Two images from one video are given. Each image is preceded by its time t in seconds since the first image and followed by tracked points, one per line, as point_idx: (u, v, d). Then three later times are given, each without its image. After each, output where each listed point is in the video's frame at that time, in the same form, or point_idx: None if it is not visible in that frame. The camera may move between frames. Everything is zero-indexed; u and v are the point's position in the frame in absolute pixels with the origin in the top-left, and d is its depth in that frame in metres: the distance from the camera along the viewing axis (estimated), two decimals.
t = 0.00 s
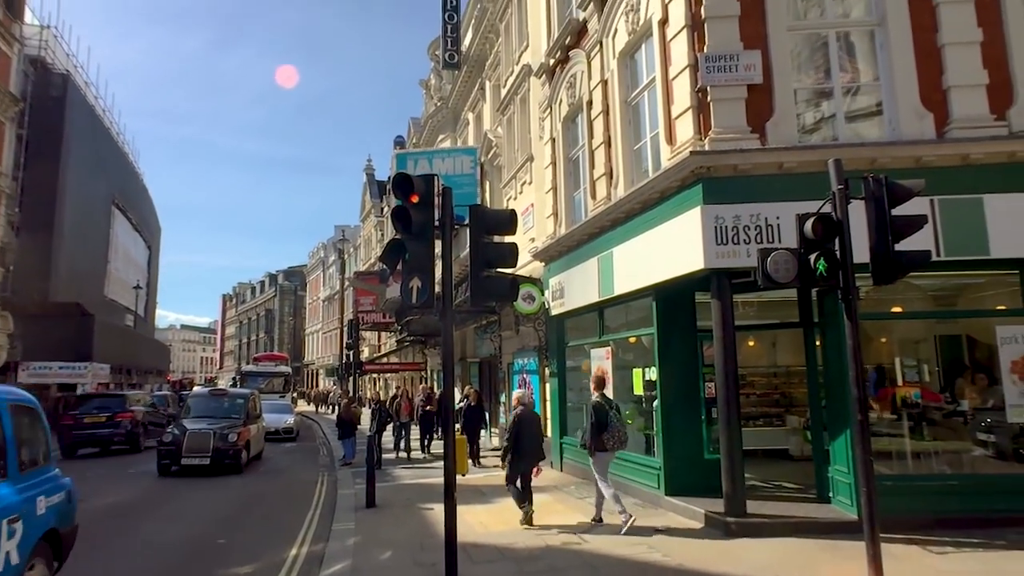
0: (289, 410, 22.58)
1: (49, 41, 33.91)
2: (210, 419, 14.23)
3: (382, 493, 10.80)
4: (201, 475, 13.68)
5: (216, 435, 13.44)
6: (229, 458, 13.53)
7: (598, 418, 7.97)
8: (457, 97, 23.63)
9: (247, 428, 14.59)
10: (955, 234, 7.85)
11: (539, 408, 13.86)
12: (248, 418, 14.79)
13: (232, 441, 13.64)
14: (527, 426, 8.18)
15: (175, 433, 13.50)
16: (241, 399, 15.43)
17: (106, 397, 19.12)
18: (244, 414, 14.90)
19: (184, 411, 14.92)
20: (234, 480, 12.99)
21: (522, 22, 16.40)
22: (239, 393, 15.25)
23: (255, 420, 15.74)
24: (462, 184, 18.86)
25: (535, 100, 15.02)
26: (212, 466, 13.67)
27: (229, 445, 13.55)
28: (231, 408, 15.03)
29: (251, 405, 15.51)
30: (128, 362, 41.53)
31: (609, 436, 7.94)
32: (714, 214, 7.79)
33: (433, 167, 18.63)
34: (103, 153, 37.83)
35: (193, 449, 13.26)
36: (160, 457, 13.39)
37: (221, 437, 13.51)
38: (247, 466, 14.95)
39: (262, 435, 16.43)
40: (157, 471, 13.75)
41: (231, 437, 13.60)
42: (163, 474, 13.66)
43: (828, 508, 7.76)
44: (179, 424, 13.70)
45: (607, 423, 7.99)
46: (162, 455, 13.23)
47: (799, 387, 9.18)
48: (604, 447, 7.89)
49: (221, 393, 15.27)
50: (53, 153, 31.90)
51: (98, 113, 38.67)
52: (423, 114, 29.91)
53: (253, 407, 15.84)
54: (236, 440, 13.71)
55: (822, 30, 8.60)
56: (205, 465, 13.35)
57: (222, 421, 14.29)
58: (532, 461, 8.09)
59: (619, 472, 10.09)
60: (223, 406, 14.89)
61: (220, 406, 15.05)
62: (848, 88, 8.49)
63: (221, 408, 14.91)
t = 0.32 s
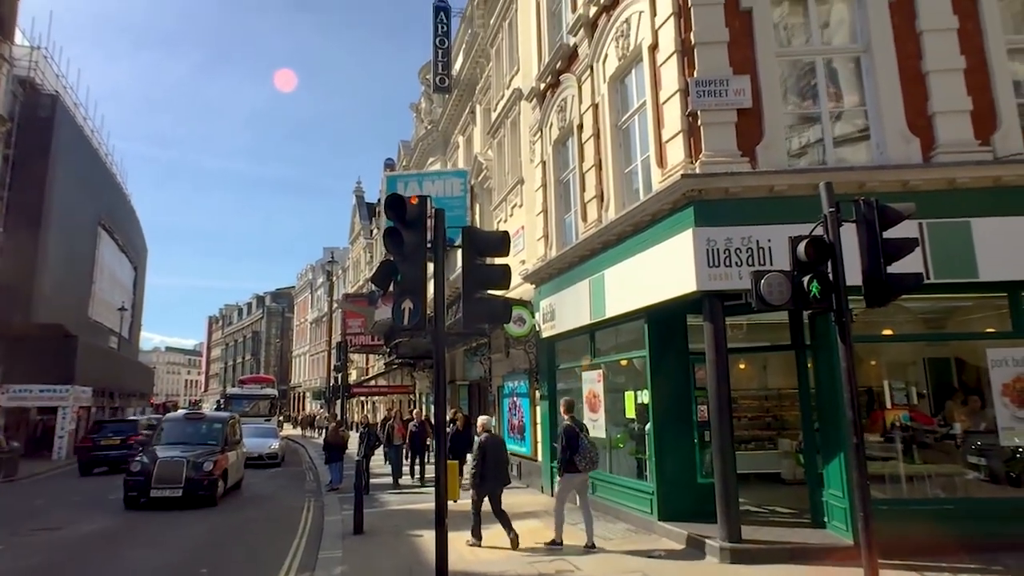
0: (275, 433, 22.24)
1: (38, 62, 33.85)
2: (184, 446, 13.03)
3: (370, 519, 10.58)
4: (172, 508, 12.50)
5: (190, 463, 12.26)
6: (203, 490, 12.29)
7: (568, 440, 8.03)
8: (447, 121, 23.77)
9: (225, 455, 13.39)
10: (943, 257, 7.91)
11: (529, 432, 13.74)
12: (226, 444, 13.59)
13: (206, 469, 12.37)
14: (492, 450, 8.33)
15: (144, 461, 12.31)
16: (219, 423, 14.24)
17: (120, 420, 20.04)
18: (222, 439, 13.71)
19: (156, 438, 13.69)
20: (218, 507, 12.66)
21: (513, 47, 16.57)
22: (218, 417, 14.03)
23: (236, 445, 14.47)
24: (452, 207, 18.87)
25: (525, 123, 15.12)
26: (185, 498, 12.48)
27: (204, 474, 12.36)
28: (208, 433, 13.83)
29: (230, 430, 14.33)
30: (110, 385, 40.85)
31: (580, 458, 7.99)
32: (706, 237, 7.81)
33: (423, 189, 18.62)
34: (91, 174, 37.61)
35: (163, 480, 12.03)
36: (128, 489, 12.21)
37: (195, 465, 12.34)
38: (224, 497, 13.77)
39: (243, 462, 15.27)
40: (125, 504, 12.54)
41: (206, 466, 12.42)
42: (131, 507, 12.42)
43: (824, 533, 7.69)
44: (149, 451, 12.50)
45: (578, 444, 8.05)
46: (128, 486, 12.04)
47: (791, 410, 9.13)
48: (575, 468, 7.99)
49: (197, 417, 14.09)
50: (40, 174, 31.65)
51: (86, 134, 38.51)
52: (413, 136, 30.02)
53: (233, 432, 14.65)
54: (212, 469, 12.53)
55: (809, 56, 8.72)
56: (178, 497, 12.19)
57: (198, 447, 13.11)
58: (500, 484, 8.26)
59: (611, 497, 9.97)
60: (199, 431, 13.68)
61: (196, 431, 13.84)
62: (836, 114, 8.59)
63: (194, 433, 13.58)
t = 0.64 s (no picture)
0: (256, 462, 21.81)
1: (23, 84, 33.70)
2: (149, 478, 11.68)
3: (353, 550, 10.36)
4: (134, 549, 10.95)
5: (155, 497, 10.85)
6: (169, 528, 10.90)
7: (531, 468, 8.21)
8: (435, 147, 23.92)
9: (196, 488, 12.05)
10: (926, 286, 8.02)
11: (516, 460, 13.61)
12: (197, 476, 12.29)
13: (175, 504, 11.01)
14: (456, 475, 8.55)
15: (103, 495, 10.82)
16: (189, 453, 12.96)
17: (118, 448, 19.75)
18: (192, 471, 12.46)
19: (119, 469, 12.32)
20: (195, 538, 12.28)
21: (501, 76, 16.79)
22: (187, 446, 12.80)
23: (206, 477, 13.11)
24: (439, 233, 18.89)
25: (513, 151, 15.26)
26: (147, 538, 10.96)
27: (170, 509, 10.95)
28: (177, 464, 12.52)
29: (201, 460, 13.01)
30: (86, 411, 39.97)
31: (540, 486, 8.16)
32: (695, 264, 7.86)
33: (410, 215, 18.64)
34: (73, 197, 37.27)
35: (123, 517, 10.53)
36: (82, 528, 10.65)
37: (160, 500, 10.93)
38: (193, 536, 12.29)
39: (215, 496, 13.89)
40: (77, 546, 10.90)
41: (173, 500, 11.02)
42: (83, 549, 10.79)
43: (814, 563, 7.65)
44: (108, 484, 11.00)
45: (539, 473, 8.23)
46: (83, 522, 10.49)
47: (779, 438, 9.12)
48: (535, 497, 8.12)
49: (165, 446, 12.79)
50: (20, 196, 31.25)
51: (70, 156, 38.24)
52: (401, 162, 30.14)
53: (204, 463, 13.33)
54: (179, 504, 11.14)
55: (793, 89, 8.90)
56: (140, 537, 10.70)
57: (165, 480, 11.75)
58: (462, 510, 8.44)
59: (599, 526, 9.87)
60: (167, 461, 12.36)
61: (163, 461, 12.55)
62: (821, 145, 8.75)
63: (166, 464, 12.42)
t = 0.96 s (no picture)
0: (233, 488, 21.38)
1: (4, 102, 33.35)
2: (108, 510, 10.25)
3: None
4: None
5: (111, 532, 9.31)
6: (127, 567, 9.27)
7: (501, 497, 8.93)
8: (421, 172, 24.03)
9: (160, 520, 10.64)
10: (908, 313, 8.14)
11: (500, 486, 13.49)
12: (162, 506, 10.96)
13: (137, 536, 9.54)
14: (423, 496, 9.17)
15: (51, 530, 9.21)
16: (154, 480, 11.69)
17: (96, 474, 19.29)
18: (156, 501, 11.13)
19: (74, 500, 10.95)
20: (170, 568, 11.92)
21: (488, 102, 16.95)
22: (153, 473, 11.60)
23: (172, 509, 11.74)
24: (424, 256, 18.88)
25: (500, 176, 15.37)
26: None
27: (129, 545, 9.37)
28: (140, 492, 11.20)
29: (168, 490, 11.71)
30: (58, 435, 38.99)
31: (510, 513, 8.97)
32: (681, 290, 7.92)
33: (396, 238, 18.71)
34: (51, 216, 36.72)
35: (74, 554, 8.93)
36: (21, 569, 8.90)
37: (118, 534, 9.39)
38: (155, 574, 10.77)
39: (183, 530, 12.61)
40: None
41: (133, 534, 9.49)
42: None
43: None
44: (58, 516, 9.47)
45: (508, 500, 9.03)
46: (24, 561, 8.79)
47: (764, 464, 9.12)
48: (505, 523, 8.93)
49: (128, 472, 11.51)
50: None
51: (50, 176, 37.77)
52: (386, 185, 30.19)
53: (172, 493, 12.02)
54: (140, 539, 9.58)
55: (776, 118, 9.08)
56: None
57: (125, 511, 10.36)
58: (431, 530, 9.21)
59: (584, 553, 9.79)
60: (129, 489, 11.05)
61: (125, 490, 11.25)
62: (805, 173, 8.90)
63: (128, 493, 11.10)
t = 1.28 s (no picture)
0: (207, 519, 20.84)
1: None
2: (56, 546, 9.04)
3: None
4: None
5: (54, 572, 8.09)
6: None
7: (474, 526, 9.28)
8: (407, 198, 24.11)
9: (117, 557, 9.36)
10: (892, 341, 8.22)
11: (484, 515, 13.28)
12: (120, 541, 9.70)
13: None
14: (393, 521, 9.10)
15: None
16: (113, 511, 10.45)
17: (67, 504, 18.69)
18: (114, 535, 9.86)
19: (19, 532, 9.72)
20: None
21: (475, 130, 17.10)
22: (112, 504, 10.38)
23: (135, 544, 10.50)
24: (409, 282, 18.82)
25: (486, 203, 15.45)
26: None
27: None
28: (96, 525, 9.96)
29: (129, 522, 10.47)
30: (29, 463, 37.83)
31: (481, 541, 9.41)
32: (668, 317, 7.94)
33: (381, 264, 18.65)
34: (30, 238, 36.22)
35: None
36: None
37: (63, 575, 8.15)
38: None
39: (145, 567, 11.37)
40: None
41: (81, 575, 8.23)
42: None
43: None
44: None
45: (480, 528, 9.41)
46: None
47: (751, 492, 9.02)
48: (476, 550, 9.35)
49: (83, 502, 10.31)
50: None
51: (30, 198, 37.35)
52: (372, 212, 30.24)
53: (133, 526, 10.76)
54: None
55: (760, 149, 9.22)
56: None
57: (76, 548, 9.12)
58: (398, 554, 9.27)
59: None
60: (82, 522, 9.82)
61: (79, 523, 10.03)
62: (789, 203, 9.02)
63: (82, 527, 9.87)
